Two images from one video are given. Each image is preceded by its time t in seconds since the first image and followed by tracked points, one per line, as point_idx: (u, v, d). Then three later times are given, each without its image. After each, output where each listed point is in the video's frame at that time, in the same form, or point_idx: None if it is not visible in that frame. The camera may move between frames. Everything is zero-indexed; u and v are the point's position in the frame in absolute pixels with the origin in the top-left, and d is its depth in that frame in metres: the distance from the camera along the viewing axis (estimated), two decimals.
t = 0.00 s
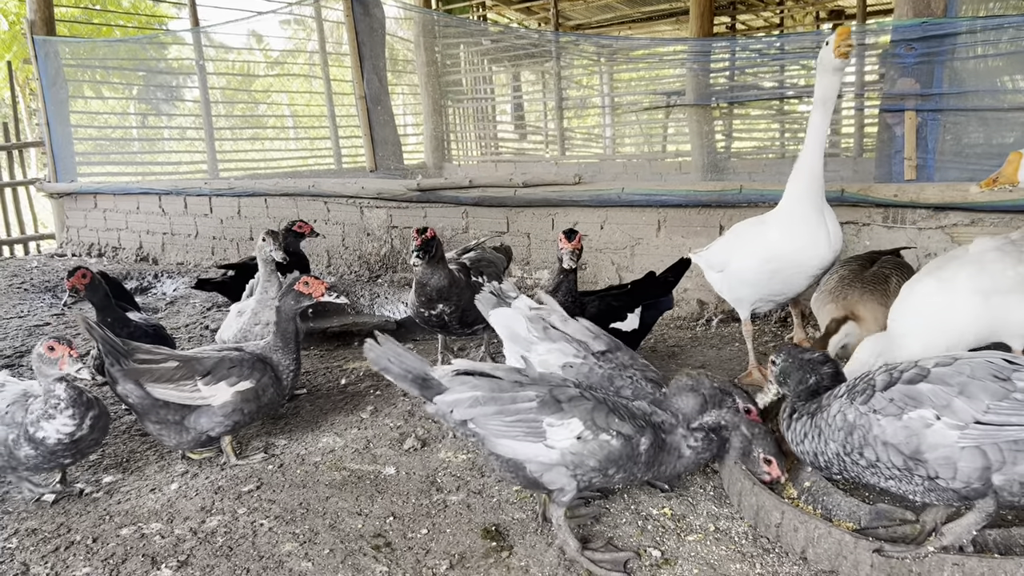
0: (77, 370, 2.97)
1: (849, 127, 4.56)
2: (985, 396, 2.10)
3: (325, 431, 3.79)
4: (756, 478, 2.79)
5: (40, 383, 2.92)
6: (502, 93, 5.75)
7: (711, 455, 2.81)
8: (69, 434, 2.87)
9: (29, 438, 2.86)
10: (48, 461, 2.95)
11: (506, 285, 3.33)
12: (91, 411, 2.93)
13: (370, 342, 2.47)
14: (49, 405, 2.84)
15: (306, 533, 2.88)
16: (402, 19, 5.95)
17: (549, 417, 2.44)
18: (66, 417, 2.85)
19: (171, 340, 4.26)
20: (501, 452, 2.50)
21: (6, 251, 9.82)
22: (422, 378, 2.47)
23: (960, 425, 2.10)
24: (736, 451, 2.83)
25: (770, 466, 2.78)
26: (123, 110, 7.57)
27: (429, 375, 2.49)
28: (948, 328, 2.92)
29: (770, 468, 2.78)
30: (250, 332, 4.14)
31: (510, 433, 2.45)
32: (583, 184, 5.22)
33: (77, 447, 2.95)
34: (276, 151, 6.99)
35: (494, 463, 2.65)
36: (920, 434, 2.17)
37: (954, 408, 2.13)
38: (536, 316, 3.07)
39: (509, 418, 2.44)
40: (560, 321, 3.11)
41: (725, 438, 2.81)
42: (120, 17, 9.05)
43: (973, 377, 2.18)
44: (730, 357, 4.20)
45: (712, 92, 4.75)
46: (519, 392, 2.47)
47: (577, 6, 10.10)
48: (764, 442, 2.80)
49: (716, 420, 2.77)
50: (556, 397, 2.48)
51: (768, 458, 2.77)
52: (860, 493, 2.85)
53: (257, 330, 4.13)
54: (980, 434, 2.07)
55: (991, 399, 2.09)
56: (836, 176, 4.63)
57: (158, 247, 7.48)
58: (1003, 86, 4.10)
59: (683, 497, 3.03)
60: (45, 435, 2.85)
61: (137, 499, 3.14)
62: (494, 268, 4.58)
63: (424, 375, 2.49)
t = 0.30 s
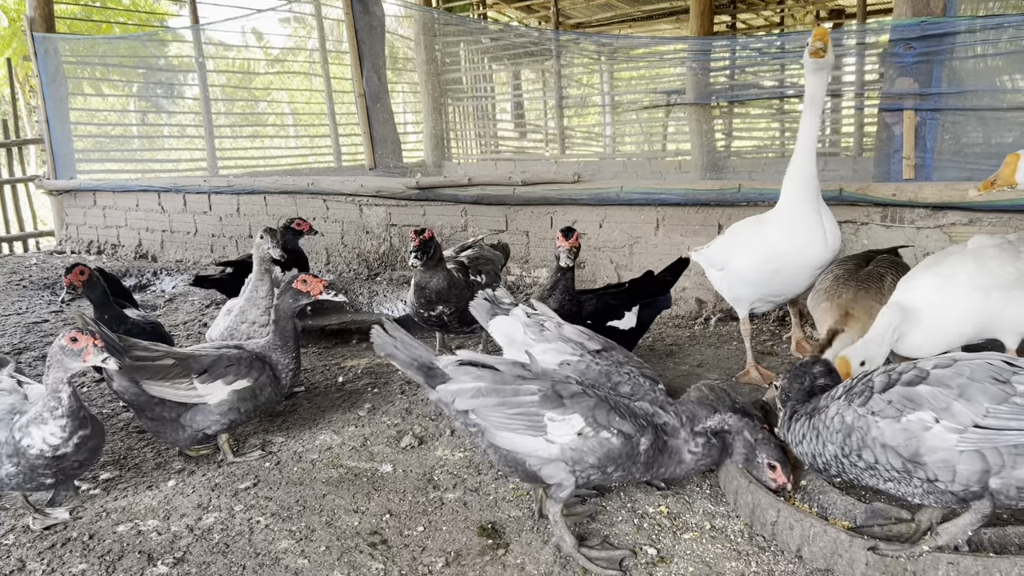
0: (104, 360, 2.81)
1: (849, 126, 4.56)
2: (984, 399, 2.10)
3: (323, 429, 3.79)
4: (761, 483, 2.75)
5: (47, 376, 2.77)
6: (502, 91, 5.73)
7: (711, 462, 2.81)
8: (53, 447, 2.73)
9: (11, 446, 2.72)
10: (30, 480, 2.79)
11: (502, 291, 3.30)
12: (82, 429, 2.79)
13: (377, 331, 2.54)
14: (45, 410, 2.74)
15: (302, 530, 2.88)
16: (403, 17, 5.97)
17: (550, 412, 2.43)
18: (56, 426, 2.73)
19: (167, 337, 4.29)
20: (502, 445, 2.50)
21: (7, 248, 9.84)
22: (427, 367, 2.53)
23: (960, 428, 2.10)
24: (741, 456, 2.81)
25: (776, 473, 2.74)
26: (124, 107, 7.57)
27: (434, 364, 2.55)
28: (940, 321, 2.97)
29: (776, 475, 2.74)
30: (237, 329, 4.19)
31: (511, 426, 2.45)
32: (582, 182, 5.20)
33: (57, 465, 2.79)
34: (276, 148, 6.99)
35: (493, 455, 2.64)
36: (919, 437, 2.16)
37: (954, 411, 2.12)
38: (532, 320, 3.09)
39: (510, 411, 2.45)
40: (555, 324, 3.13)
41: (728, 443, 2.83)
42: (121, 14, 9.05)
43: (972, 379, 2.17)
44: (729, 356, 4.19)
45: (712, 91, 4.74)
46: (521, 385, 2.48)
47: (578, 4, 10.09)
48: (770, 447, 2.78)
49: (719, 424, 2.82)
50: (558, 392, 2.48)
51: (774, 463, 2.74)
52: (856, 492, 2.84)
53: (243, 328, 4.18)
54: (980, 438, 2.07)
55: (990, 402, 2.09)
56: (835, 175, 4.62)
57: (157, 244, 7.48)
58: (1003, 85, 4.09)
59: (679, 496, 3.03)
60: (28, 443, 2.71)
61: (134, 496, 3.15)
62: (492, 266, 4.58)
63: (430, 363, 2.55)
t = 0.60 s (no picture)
0: (112, 358, 2.76)
1: (848, 126, 4.56)
2: (983, 400, 2.12)
3: (323, 428, 3.78)
4: (757, 480, 2.75)
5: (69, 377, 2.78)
6: (502, 90, 5.73)
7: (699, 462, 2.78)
8: (99, 445, 2.71)
9: (56, 446, 2.71)
10: (72, 481, 2.79)
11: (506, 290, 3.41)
12: (128, 423, 2.77)
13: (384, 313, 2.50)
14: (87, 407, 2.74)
15: (304, 529, 2.88)
16: (402, 16, 5.96)
17: (555, 406, 2.43)
18: (102, 420, 2.72)
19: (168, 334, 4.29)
20: (505, 437, 2.50)
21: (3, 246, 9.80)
22: (432, 354, 2.51)
23: (959, 430, 2.11)
24: (733, 450, 2.73)
25: (772, 457, 2.67)
26: (121, 105, 7.53)
27: (439, 352, 2.54)
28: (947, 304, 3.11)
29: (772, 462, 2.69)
30: (240, 327, 4.18)
31: (515, 418, 2.45)
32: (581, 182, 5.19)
33: (103, 464, 2.77)
34: (275, 147, 6.98)
35: (492, 449, 2.66)
36: (919, 438, 2.18)
37: (953, 412, 2.13)
38: (536, 320, 3.08)
39: (515, 403, 2.45)
40: (561, 326, 3.14)
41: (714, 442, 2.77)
42: (119, 12, 9.00)
43: (972, 380, 2.19)
44: (728, 356, 4.21)
45: (711, 91, 4.75)
46: (526, 377, 2.48)
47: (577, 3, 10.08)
48: (759, 435, 2.71)
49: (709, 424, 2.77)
50: (561, 387, 2.48)
51: (768, 447, 2.67)
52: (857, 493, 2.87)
53: (247, 326, 4.16)
54: (980, 439, 2.10)
55: (989, 403, 2.11)
56: (835, 175, 4.62)
57: (155, 243, 7.47)
58: (1001, 86, 4.12)
59: (680, 495, 3.04)
60: (73, 441, 2.70)
61: (136, 494, 3.15)
62: (492, 265, 4.57)
63: (433, 351, 2.53)
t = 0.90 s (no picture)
0: (175, 350, 2.92)
1: (843, 128, 4.53)
2: (959, 395, 2.13)
3: (317, 428, 3.78)
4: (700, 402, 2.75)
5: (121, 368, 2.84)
6: (499, 90, 5.68)
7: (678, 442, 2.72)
8: (151, 440, 2.74)
9: (102, 445, 2.70)
10: (126, 476, 2.78)
11: (498, 291, 3.40)
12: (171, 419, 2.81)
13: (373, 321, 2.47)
14: (132, 405, 2.74)
15: (297, 529, 2.88)
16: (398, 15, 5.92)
17: (550, 409, 2.44)
18: (150, 420, 2.73)
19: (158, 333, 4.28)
20: (501, 442, 2.48)
21: None
22: (422, 357, 2.48)
23: (937, 427, 2.13)
24: (673, 393, 2.76)
25: (708, 377, 2.75)
26: (117, 103, 7.51)
27: (429, 355, 2.50)
28: (956, 286, 3.05)
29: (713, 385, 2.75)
30: (235, 327, 4.18)
31: (512, 422, 2.43)
32: (578, 182, 5.29)
33: (152, 457, 2.79)
34: (271, 146, 6.97)
35: (484, 453, 2.62)
36: (899, 438, 2.20)
37: (930, 410, 2.15)
38: (527, 321, 3.11)
39: (511, 407, 2.44)
40: (551, 327, 3.16)
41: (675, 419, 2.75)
42: (114, 10, 8.98)
43: (946, 378, 2.21)
44: (722, 357, 4.22)
45: (707, 91, 4.75)
46: (521, 380, 2.48)
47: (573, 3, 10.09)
48: (682, 364, 2.79)
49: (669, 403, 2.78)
50: (555, 390, 2.50)
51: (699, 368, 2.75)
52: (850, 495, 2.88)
53: (242, 326, 4.17)
54: (958, 435, 2.10)
55: (964, 399, 2.12)
56: (830, 176, 4.60)
57: (151, 241, 7.46)
58: (995, 88, 4.13)
59: (673, 496, 3.05)
60: (121, 439, 2.70)
61: (130, 494, 3.15)
62: (487, 265, 4.57)
63: (423, 353, 2.50)
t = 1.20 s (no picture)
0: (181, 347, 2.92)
1: (836, 128, 4.55)
2: (933, 391, 2.13)
3: (307, 428, 3.78)
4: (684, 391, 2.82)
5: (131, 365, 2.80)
6: (492, 90, 5.66)
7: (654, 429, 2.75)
8: (166, 442, 2.71)
9: (119, 454, 2.64)
10: (143, 484, 2.74)
11: (489, 289, 3.39)
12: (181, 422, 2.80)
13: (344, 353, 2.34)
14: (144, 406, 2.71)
15: (287, 529, 2.88)
16: (392, 14, 5.88)
17: (527, 415, 2.44)
18: (162, 421, 2.71)
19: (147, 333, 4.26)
20: (481, 454, 2.47)
21: None
22: (393, 380, 2.41)
23: (910, 422, 2.14)
24: (659, 380, 2.83)
25: (695, 366, 2.82)
26: (109, 102, 7.48)
27: (401, 378, 2.43)
28: (948, 279, 3.04)
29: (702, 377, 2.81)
30: (226, 326, 4.16)
31: (491, 433, 2.42)
32: (570, 183, 5.27)
33: (169, 461, 2.76)
34: (263, 145, 6.95)
35: (465, 469, 2.59)
36: (874, 433, 2.23)
37: (905, 405, 2.17)
38: (520, 320, 3.12)
39: (489, 419, 2.42)
40: (545, 326, 3.17)
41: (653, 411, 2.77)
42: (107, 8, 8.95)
43: (921, 373, 2.20)
44: (713, 357, 4.22)
45: (701, 92, 4.75)
46: (496, 390, 2.46)
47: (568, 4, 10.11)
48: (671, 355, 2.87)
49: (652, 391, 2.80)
50: (530, 395, 2.49)
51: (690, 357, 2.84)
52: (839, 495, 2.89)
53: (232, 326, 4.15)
54: (930, 430, 2.12)
55: (938, 394, 2.12)
56: (822, 177, 4.62)
57: (143, 240, 7.44)
58: (986, 90, 4.14)
59: (662, 496, 3.05)
60: (139, 445, 2.65)
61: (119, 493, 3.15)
62: (479, 266, 4.56)
63: (395, 376, 2.42)
